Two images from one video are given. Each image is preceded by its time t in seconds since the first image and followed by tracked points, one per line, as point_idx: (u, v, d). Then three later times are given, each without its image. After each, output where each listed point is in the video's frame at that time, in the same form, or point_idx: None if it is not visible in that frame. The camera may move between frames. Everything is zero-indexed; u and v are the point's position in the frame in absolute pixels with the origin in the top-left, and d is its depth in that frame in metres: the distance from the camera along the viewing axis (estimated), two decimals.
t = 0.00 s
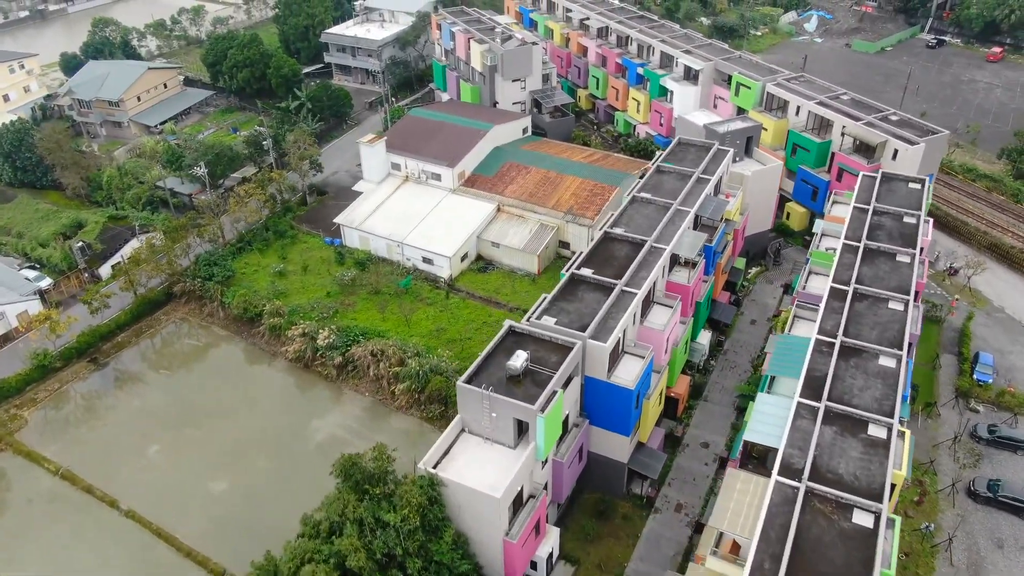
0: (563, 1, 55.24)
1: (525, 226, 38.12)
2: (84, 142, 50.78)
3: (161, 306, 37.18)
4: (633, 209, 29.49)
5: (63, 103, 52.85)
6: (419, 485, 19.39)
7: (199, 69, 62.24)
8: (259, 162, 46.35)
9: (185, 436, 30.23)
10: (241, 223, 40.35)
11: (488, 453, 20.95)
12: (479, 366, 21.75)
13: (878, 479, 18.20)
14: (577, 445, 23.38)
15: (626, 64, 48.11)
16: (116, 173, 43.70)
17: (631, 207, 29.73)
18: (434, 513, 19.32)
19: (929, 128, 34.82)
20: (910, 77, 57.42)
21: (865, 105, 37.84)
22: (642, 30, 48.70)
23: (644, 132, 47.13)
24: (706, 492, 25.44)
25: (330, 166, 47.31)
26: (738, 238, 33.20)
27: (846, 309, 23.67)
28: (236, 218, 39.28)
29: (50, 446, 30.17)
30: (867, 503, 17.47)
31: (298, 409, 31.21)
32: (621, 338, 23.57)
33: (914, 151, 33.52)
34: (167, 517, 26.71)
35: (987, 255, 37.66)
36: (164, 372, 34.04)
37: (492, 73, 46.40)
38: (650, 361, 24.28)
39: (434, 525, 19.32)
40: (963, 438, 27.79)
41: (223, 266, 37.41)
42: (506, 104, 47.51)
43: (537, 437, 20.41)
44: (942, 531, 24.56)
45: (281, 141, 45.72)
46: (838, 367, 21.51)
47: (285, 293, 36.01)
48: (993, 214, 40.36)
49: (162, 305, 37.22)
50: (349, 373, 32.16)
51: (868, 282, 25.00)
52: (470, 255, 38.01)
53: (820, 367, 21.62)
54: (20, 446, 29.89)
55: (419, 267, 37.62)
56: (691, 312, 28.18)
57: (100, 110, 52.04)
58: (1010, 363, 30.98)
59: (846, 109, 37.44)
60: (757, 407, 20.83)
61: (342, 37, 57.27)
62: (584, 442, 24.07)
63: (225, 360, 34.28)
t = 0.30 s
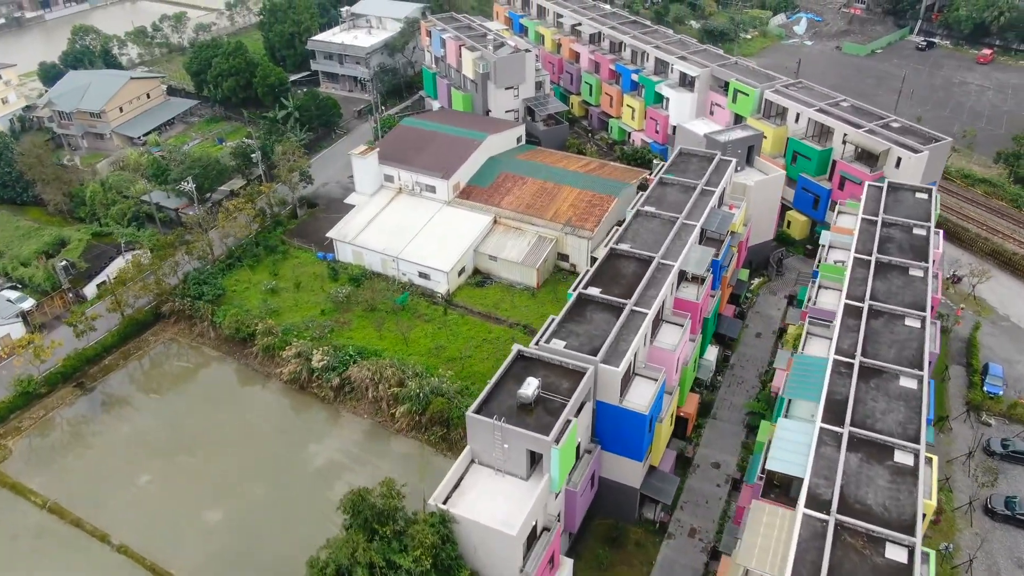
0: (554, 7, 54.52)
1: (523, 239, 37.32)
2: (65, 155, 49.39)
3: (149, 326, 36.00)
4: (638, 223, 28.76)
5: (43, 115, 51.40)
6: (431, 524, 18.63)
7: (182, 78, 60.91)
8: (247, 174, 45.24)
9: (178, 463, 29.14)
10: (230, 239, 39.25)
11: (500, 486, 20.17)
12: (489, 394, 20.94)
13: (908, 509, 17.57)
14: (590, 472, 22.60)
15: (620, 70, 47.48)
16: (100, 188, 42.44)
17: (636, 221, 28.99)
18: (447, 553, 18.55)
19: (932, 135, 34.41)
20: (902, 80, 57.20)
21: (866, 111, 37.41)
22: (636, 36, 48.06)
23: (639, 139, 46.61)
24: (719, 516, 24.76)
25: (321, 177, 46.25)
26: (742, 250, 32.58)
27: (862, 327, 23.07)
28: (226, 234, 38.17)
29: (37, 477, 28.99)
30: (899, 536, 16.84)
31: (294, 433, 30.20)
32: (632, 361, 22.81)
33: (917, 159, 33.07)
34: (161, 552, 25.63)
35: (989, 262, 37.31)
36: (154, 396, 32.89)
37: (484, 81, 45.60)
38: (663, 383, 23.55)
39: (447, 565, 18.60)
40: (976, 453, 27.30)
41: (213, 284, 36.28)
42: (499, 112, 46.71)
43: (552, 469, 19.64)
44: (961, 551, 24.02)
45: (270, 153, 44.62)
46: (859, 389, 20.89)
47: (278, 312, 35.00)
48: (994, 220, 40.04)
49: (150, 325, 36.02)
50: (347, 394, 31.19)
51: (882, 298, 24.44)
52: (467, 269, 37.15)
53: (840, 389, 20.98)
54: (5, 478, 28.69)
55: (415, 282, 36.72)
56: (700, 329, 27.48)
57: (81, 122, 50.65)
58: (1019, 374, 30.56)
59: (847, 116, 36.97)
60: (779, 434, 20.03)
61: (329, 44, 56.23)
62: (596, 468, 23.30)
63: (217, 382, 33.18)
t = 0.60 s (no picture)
0: (544, 12, 53.80)
1: (521, 252, 36.52)
2: (46, 169, 48.00)
3: (137, 348, 34.79)
4: (643, 238, 28.05)
5: (21, 127, 49.92)
6: (443, 565, 18.01)
7: (164, 87, 59.55)
8: (235, 187, 44.13)
9: (171, 493, 28.05)
10: (219, 255, 38.15)
11: (514, 520, 19.44)
12: (500, 424, 20.14)
13: (941, 541, 16.97)
14: (604, 501, 21.86)
15: (613, 77, 46.84)
16: (82, 204, 41.17)
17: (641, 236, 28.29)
18: None
19: (934, 143, 34.01)
20: (893, 83, 57.05)
21: (865, 118, 36.98)
22: (629, 42, 47.42)
23: (634, 147, 46.03)
24: (734, 541, 24.09)
25: (311, 189, 45.24)
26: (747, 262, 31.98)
27: (879, 345, 22.49)
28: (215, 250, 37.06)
29: (23, 512, 27.80)
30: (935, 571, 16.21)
31: (292, 461, 29.17)
32: (645, 385, 22.07)
33: (921, 167, 32.63)
34: None
35: (991, 269, 37.00)
36: (144, 421, 31.73)
37: (476, 90, 44.79)
38: (676, 407, 22.83)
39: None
40: (990, 468, 26.85)
41: (202, 304, 35.14)
42: (491, 121, 45.91)
43: (568, 503, 18.92)
44: (981, 572, 23.49)
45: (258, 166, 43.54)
46: (881, 412, 20.29)
47: (271, 331, 33.96)
48: (993, 226, 39.77)
49: (138, 347, 34.79)
50: (345, 417, 30.20)
51: (898, 314, 23.89)
52: (464, 284, 36.29)
53: (862, 413, 20.37)
54: None
55: (412, 297, 35.82)
56: (709, 347, 26.78)
57: (61, 135, 49.26)
58: None
59: (847, 123, 36.51)
60: (802, 461, 19.37)
61: (315, 52, 55.17)
62: (609, 496, 22.56)
63: (208, 406, 32.06)
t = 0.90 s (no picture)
0: (535, 18, 53.05)
1: (519, 265, 35.74)
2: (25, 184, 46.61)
3: (125, 371, 33.61)
4: (649, 253, 27.36)
5: None
6: None
7: (146, 97, 58.19)
8: (222, 201, 43.02)
9: (163, 525, 26.96)
10: (207, 272, 37.03)
11: (530, 557, 18.63)
12: (513, 456, 19.32)
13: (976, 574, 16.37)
14: (619, 531, 21.11)
15: (607, 84, 46.17)
16: (65, 221, 39.89)
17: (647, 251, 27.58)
18: None
19: (937, 150, 33.61)
20: (884, 87, 56.84)
21: (865, 125, 36.54)
22: (622, 48, 46.75)
23: (629, 155, 45.41)
24: (751, 566, 23.42)
25: (301, 201, 44.23)
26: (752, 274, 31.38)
27: (898, 364, 21.93)
28: (204, 268, 35.96)
29: (7, 548, 26.61)
30: None
31: (289, 488, 28.18)
32: (659, 410, 21.33)
33: (925, 175, 32.19)
34: None
35: (993, 276, 36.69)
36: (132, 448, 30.57)
37: (468, 99, 43.95)
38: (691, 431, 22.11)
39: None
40: (1005, 483, 26.39)
41: (191, 324, 34.01)
42: (484, 130, 45.09)
43: (586, 539, 18.12)
44: None
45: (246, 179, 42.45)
46: (905, 436, 19.71)
47: (264, 352, 32.95)
48: (993, 231, 39.49)
49: (125, 371, 33.62)
50: (343, 441, 29.23)
51: (914, 331, 23.36)
52: (462, 299, 35.44)
53: (885, 437, 19.78)
54: None
55: (408, 314, 34.94)
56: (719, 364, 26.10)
57: (41, 148, 47.87)
58: None
59: (847, 130, 36.04)
60: (827, 490, 18.71)
61: (301, 60, 54.08)
62: (624, 524, 21.80)
63: (200, 431, 30.97)
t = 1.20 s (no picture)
0: (524, 24, 52.25)
1: (517, 279, 34.94)
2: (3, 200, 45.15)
3: (112, 397, 32.42)
4: (655, 269, 26.64)
5: None
6: None
7: (127, 107, 56.77)
8: (209, 216, 41.84)
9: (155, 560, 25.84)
10: (195, 291, 35.89)
11: None
12: (528, 490, 18.52)
13: None
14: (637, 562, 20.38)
15: (601, 91, 45.47)
16: (46, 239, 38.55)
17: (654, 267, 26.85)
18: None
19: (939, 157, 33.18)
20: (875, 90, 56.62)
21: (866, 132, 36.09)
22: (615, 55, 46.08)
23: (624, 163, 44.78)
24: None
25: (290, 214, 43.18)
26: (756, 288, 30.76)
27: (918, 384, 21.37)
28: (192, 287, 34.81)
29: None
30: None
31: (286, 517, 27.17)
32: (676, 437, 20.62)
33: (929, 183, 31.70)
34: None
35: (995, 282, 36.37)
36: (121, 478, 29.35)
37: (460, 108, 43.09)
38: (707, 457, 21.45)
39: None
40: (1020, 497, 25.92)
41: (181, 346, 32.94)
42: (476, 139, 44.23)
43: None
44: None
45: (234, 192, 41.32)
46: (931, 460, 19.12)
47: (257, 374, 31.92)
48: (993, 237, 39.22)
49: (112, 396, 32.45)
50: (342, 467, 28.25)
51: (931, 348, 22.81)
52: (460, 315, 34.59)
53: (910, 462, 19.19)
54: None
55: (405, 331, 34.08)
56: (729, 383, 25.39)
57: (19, 162, 46.41)
58: None
59: (848, 138, 35.55)
60: (853, 520, 18.09)
61: (287, 68, 52.94)
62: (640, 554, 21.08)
63: (192, 458, 29.83)
